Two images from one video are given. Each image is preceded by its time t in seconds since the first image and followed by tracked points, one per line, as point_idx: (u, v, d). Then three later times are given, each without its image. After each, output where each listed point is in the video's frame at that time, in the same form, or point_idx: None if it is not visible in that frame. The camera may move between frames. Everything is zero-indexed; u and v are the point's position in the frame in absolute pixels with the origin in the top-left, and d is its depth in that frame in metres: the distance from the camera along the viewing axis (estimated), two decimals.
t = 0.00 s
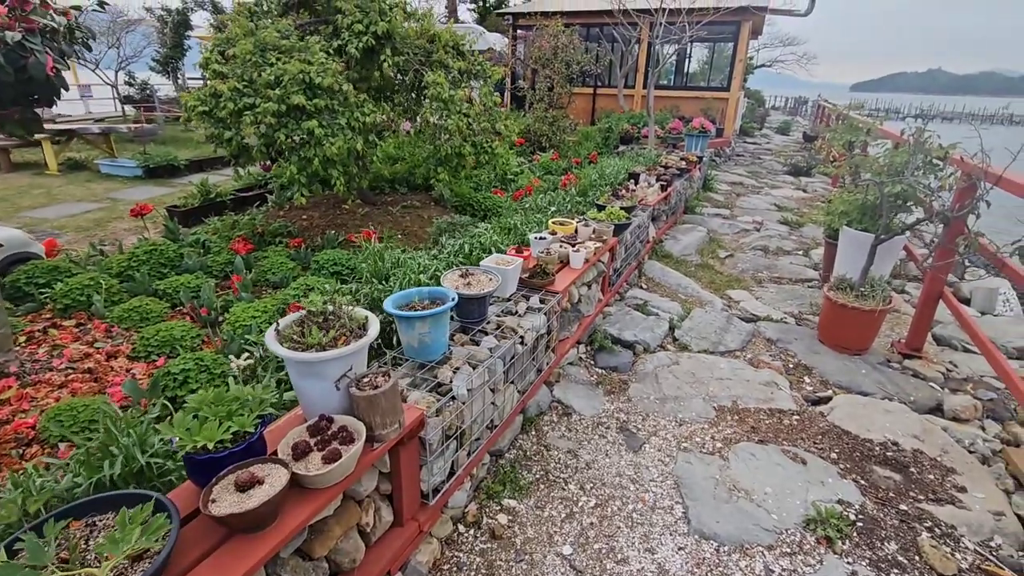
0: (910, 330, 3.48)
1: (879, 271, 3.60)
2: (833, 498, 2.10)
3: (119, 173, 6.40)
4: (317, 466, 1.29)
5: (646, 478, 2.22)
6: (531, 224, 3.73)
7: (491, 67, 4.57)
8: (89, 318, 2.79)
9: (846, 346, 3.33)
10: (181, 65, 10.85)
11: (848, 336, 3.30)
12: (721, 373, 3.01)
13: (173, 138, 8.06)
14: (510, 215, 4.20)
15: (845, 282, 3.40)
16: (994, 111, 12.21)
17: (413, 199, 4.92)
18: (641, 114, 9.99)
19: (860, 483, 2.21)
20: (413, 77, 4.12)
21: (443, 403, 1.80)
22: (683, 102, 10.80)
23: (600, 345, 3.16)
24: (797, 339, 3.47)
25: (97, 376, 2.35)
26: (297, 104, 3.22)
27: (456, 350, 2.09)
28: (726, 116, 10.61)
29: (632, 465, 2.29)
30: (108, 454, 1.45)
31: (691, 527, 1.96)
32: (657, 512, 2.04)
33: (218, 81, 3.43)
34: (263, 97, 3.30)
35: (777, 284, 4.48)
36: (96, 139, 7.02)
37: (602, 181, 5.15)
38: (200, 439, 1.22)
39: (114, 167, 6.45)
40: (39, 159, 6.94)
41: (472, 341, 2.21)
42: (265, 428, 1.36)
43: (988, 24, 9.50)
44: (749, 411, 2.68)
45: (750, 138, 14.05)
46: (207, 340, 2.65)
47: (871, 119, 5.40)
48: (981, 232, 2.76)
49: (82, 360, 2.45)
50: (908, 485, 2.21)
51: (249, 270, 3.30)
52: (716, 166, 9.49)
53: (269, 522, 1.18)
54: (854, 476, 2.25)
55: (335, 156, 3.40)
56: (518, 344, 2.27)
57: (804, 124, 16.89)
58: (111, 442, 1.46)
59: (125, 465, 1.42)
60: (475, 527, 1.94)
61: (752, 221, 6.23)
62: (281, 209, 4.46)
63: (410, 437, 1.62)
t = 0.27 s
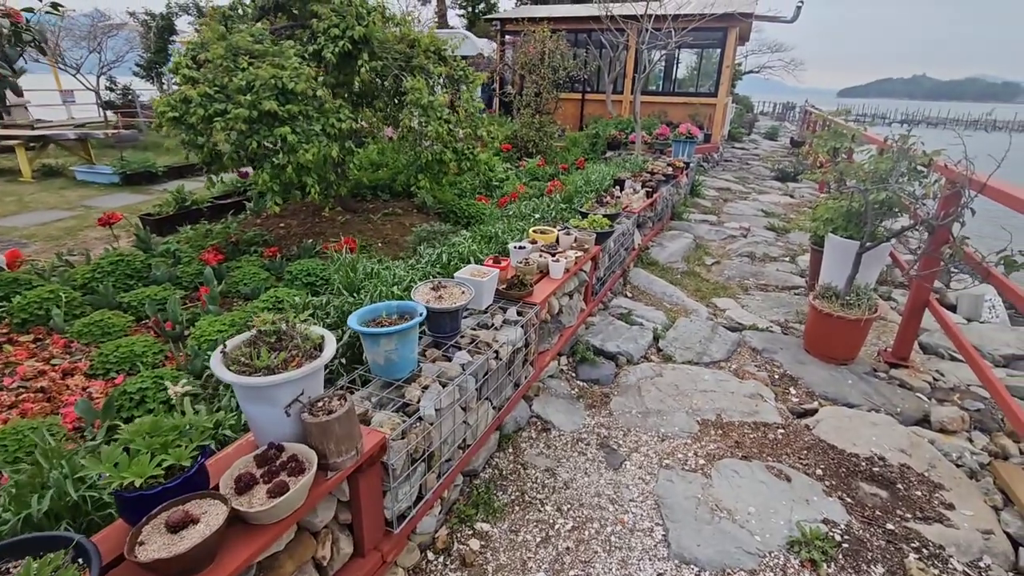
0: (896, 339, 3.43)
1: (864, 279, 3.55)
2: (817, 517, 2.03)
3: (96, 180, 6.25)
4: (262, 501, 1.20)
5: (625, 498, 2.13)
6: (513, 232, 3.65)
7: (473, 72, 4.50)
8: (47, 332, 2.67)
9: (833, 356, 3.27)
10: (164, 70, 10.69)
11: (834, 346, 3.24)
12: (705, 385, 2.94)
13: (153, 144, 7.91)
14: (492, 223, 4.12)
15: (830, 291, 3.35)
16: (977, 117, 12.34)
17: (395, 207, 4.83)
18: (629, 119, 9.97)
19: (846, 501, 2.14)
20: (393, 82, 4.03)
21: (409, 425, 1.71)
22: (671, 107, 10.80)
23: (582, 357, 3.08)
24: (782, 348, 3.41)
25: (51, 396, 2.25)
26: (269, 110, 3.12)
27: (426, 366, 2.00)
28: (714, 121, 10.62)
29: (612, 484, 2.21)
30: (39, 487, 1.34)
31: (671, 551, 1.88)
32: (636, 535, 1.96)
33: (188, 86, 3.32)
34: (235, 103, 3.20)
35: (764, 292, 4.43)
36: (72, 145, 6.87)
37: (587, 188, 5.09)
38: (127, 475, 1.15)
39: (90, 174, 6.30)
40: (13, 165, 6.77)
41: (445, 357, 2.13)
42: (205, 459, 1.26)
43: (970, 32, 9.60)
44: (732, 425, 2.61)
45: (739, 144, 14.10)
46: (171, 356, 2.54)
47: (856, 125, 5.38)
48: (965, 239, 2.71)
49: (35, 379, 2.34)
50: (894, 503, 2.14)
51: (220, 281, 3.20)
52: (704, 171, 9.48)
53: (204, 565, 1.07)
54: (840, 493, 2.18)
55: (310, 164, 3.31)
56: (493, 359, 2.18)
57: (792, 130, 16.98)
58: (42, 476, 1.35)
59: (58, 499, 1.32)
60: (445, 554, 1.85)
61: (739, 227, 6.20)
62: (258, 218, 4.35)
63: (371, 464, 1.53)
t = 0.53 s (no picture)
0: (887, 342, 3.39)
1: (855, 281, 3.52)
2: (809, 528, 1.97)
3: (77, 185, 6.13)
4: (219, 528, 1.12)
5: (612, 511, 2.07)
6: (499, 236, 3.59)
7: (459, 74, 4.44)
8: (15, 344, 2.58)
9: (823, 360, 3.23)
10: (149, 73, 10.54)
11: (825, 350, 3.20)
12: (695, 391, 2.88)
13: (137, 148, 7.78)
14: (480, 227, 4.05)
15: (821, 294, 3.30)
16: (965, 117, 12.42)
17: (382, 211, 4.76)
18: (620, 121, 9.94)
19: (838, 511, 2.08)
20: (376, 84, 3.97)
21: (384, 440, 1.64)
22: (662, 109, 10.79)
23: (570, 364, 3.02)
24: (773, 352, 3.37)
25: (17, 411, 2.17)
26: (247, 113, 3.04)
27: (405, 378, 1.93)
28: (705, 122, 10.61)
29: (598, 496, 2.15)
30: None
31: (658, 567, 1.82)
32: (623, 550, 1.89)
33: (165, 89, 3.24)
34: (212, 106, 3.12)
35: (754, 294, 4.39)
36: (53, 149, 6.74)
37: (576, 190, 5.04)
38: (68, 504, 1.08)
39: (71, 179, 6.18)
40: None
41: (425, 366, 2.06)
42: (160, 485, 1.19)
43: (952, 34, 9.73)
44: (723, 433, 2.56)
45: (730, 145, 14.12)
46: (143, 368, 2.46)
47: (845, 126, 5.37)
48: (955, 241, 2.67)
49: None
50: (887, 512, 2.09)
51: (198, 289, 3.12)
52: (695, 173, 9.47)
53: None
54: (832, 503, 2.12)
55: (290, 168, 3.23)
56: (475, 367, 2.12)
57: (782, 131, 17.05)
58: None
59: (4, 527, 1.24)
60: (424, 573, 1.78)
61: (729, 229, 6.17)
62: (241, 223, 4.27)
63: (341, 483, 1.45)
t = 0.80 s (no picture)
0: (881, 345, 3.36)
1: (848, 285, 3.49)
2: (806, 541, 1.92)
3: (59, 193, 6.02)
4: (182, 559, 1.05)
5: (604, 525, 2.01)
6: (488, 241, 3.53)
7: (447, 78, 4.38)
8: None
9: (817, 364, 3.19)
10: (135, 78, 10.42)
11: (819, 354, 3.16)
12: (688, 398, 2.83)
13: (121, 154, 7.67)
14: (469, 232, 4.00)
15: (814, 298, 3.27)
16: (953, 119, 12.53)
17: (370, 217, 4.69)
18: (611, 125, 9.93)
19: (835, 522, 2.03)
20: (363, 88, 3.90)
21: (366, 458, 1.57)
22: (653, 112, 10.79)
23: (561, 372, 2.96)
24: (767, 357, 3.33)
25: None
26: (228, 119, 2.97)
27: (389, 391, 1.87)
28: (696, 125, 10.62)
29: (590, 510, 2.08)
30: None
31: None
32: (616, 567, 1.83)
33: (144, 94, 3.16)
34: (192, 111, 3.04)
35: (747, 298, 4.36)
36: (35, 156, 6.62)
37: (567, 194, 4.99)
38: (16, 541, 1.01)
39: (53, 186, 6.07)
40: None
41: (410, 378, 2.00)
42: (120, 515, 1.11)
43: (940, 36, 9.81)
44: (717, 442, 2.51)
45: (721, 147, 14.16)
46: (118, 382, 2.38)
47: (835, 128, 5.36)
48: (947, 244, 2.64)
49: None
50: (885, 522, 2.04)
51: (179, 300, 3.04)
52: (686, 176, 9.47)
53: None
54: (828, 514, 2.07)
55: (274, 174, 3.16)
56: (462, 379, 2.06)
57: (773, 133, 17.13)
58: None
59: None
60: None
61: (721, 232, 6.14)
62: (225, 230, 4.19)
63: (319, 505, 1.38)
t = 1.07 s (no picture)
0: (874, 352, 3.32)
1: (840, 291, 3.45)
2: (806, 561, 1.85)
3: (35, 201, 5.87)
4: None
5: (596, 547, 1.93)
6: (476, 250, 3.45)
7: (433, 83, 4.31)
8: None
9: (811, 373, 3.14)
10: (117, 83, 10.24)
11: (813, 363, 3.11)
12: (682, 410, 2.77)
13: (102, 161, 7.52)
14: (457, 240, 3.92)
15: (806, 305, 3.23)
16: (938, 123, 12.66)
17: (356, 224, 4.60)
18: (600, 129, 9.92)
19: (833, 540, 1.97)
20: (346, 94, 3.82)
21: (342, 486, 1.48)
22: (642, 116, 10.80)
23: (551, 384, 2.88)
24: (760, 365, 3.27)
25: None
26: (204, 125, 2.87)
27: (369, 412, 1.78)
28: (684, 130, 10.63)
29: (582, 531, 2.00)
30: None
31: None
32: None
33: (117, 100, 3.05)
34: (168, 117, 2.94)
35: (739, 304, 4.31)
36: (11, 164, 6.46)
37: (557, 200, 4.93)
38: None
39: (30, 195, 5.91)
40: None
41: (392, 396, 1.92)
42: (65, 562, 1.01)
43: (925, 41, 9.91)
44: (711, 455, 2.44)
45: (709, 152, 14.22)
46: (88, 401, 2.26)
47: (823, 132, 5.36)
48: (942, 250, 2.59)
49: None
50: (885, 539, 1.98)
51: (153, 313, 2.93)
52: (676, 180, 9.47)
53: None
54: (827, 530, 2.01)
55: (253, 182, 3.06)
56: (447, 396, 1.97)
57: (760, 137, 17.24)
58: None
59: None
60: None
61: (712, 237, 6.12)
62: (206, 239, 4.07)
63: (289, 540, 1.28)
